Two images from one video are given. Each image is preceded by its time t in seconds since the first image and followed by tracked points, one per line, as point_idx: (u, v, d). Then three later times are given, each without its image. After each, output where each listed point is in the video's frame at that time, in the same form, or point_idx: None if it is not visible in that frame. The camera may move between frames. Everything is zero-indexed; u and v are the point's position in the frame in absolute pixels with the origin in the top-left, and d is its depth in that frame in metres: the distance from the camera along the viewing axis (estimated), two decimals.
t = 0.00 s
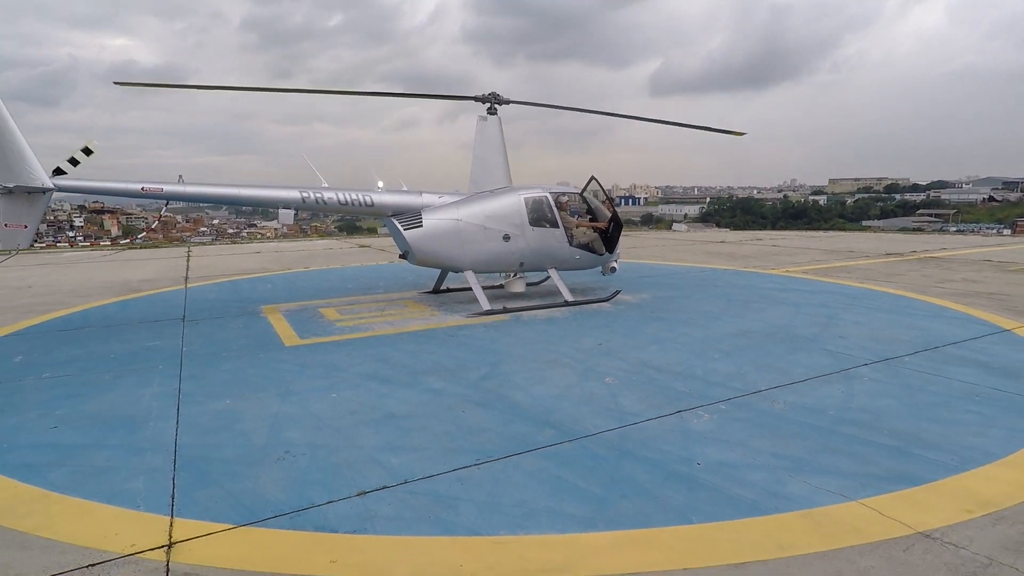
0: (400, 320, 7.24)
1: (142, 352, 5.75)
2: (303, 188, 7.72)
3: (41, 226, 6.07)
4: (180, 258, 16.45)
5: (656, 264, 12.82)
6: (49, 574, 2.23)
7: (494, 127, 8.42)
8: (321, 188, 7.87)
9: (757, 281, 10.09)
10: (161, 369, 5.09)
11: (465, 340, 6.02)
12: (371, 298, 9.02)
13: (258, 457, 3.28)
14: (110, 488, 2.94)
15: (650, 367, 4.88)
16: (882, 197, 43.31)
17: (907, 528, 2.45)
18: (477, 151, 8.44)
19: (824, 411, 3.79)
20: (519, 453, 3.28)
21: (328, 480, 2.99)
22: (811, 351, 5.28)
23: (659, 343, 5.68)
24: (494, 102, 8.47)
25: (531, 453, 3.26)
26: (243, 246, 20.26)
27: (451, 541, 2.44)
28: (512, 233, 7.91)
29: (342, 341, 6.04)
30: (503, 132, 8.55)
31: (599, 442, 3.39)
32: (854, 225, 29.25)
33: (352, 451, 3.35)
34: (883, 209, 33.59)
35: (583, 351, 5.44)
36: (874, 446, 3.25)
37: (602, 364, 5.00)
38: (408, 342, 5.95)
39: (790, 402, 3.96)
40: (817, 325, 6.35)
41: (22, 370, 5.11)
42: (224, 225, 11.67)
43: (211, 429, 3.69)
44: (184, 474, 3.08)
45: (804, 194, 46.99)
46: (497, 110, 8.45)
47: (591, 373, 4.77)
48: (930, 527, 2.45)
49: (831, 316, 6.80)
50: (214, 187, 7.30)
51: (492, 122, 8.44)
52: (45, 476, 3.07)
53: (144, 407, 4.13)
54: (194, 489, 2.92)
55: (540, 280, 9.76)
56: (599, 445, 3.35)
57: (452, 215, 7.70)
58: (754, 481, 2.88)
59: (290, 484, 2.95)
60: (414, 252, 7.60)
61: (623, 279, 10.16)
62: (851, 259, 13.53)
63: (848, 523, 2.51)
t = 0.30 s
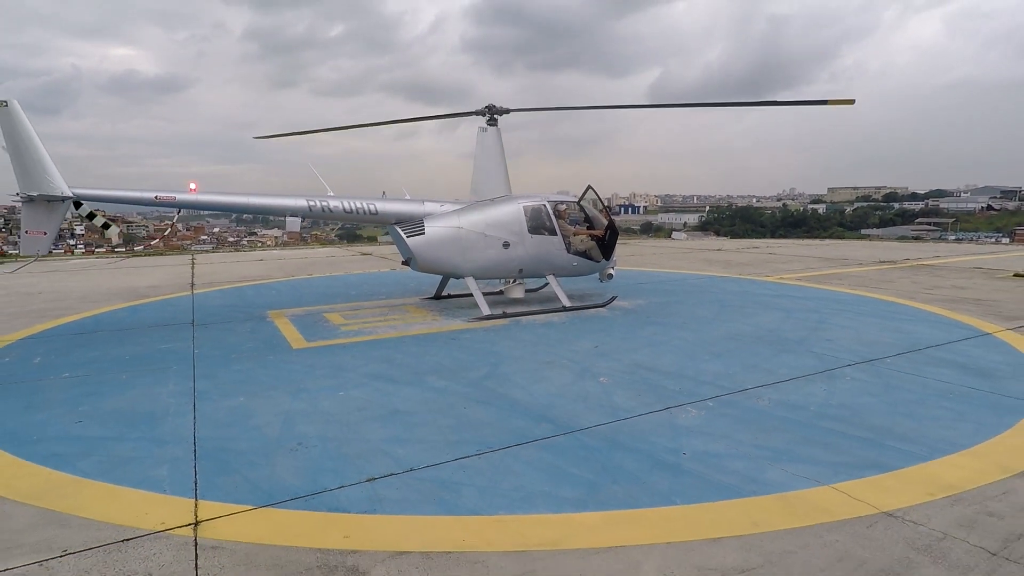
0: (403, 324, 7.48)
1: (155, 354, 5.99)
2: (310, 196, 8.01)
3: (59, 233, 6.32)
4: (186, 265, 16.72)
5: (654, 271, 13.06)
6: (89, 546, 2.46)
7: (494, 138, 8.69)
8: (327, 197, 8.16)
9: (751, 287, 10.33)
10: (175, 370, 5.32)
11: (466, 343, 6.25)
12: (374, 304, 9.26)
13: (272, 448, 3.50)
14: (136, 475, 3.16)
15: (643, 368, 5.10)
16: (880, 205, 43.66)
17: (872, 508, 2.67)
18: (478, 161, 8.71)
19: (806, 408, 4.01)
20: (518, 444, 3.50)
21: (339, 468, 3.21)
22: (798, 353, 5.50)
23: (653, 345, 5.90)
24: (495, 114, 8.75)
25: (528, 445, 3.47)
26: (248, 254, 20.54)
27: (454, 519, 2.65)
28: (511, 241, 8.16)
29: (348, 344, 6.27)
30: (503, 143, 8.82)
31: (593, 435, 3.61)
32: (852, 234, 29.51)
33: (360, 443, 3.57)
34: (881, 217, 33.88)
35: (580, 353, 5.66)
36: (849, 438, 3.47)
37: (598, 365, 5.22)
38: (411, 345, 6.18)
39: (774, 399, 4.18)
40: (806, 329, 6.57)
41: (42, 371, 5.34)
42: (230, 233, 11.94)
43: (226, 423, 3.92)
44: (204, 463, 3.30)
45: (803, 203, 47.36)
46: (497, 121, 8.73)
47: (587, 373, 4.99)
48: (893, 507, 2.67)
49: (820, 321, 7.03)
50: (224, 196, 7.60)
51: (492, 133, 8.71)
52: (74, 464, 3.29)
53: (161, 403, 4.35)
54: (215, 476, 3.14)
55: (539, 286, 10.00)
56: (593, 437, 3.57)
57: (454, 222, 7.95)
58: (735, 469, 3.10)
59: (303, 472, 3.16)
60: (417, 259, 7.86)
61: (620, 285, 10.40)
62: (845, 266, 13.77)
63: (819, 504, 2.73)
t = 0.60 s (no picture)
0: (407, 329, 7.71)
1: (169, 357, 6.22)
2: (317, 206, 8.30)
3: (77, 241, 6.57)
4: (191, 273, 16.98)
5: (652, 279, 13.29)
6: (123, 528, 2.68)
7: (495, 149, 8.95)
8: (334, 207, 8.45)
9: (747, 294, 10.56)
10: (189, 372, 5.55)
11: (468, 347, 6.47)
12: (378, 310, 9.50)
13: (286, 443, 3.73)
14: (161, 467, 3.39)
15: (638, 370, 5.32)
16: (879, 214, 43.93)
17: (844, 496, 2.89)
18: (479, 171, 8.98)
19: (791, 406, 4.23)
20: (517, 440, 3.71)
21: (350, 461, 3.43)
22: (787, 357, 5.71)
23: (648, 350, 6.13)
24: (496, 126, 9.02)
25: (527, 440, 3.70)
26: (252, 262, 20.80)
27: (458, 505, 2.87)
28: (512, 249, 8.40)
29: (354, 348, 6.49)
30: (504, 154, 9.08)
31: (588, 431, 3.83)
32: (850, 242, 29.73)
33: (369, 438, 3.79)
34: (880, 226, 34.14)
35: (578, 357, 5.88)
36: (830, 434, 3.69)
37: (594, 368, 5.44)
38: (415, 349, 6.41)
39: (761, 399, 4.40)
40: (796, 334, 6.79)
41: (62, 373, 5.58)
42: (237, 242, 12.20)
43: (242, 421, 4.14)
44: (223, 456, 3.53)
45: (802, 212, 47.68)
46: (497, 133, 8.98)
47: (583, 375, 5.21)
48: (864, 495, 2.88)
49: (811, 326, 7.25)
50: (235, 206, 7.88)
51: (493, 145, 8.97)
52: (102, 457, 3.52)
53: (179, 402, 4.59)
54: (234, 468, 3.37)
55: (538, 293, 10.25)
56: (588, 433, 3.78)
57: (455, 231, 8.20)
58: (721, 462, 3.31)
59: (316, 464, 3.39)
60: (420, 266, 8.10)
61: (618, 292, 10.63)
62: (840, 274, 14.00)
63: (796, 492, 2.94)
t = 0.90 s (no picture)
0: (412, 334, 7.95)
1: (184, 360, 6.47)
2: (326, 214, 8.57)
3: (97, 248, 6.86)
4: (199, 280, 17.28)
5: (652, 286, 13.52)
6: (155, 510, 2.92)
7: (497, 160, 9.23)
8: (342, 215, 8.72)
9: (745, 301, 10.77)
10: (204, 373, 5.80)
11: (472, 350, 6.70)
12: (383, 316, 9.75)
13: (301, 438, 3.96)
14: (185, 458, 3.63)
15: (635, 372, 5.54)
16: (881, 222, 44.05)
17: (823, 484, 3.11)
18: (482, 181, 9.25)
19: (780, 405, 4.44)
20: (518, 435, 3.94)
21: (362, 454, 3.66)
22: (780, 360, 5.93)
23: (645, 353, 6.35)
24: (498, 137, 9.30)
25: (528, 435, 3.92)
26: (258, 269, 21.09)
27: (464, 492, 3.10)
28: (514, 256, 8.64)
29: (362, 351, 6.73)
30: (506, 164, 9.35)
31: (586, 427, 4.06)
32: (852, 250, 29.89)
33: (379, 433, 4.02)
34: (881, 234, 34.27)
35: (577, 360, 6.10)
36: (814, 430, 3.91)
37: (593, 370, 5.66)
38: (420, 352, 6.64)
39: (752, 398, 4.62)
40: (790, 338, 7.00)
41: (83, 374, 5.83)
42: (245, 250, 12.48)
43: (258, 418, 4.38)
44: (243, 449, 3.76)
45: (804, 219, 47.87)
46: (500, 144, 9.26)
47: (583, 376, 5.44)
48: (842, 483, 3.10)
49: (805, 331, 7.46)
50: (247, 214, 8.17)
51: (496, 155, 9.24)
52: (130, 450, 3.76)
53: (198, 401, 4.83)
54: (253, 459, 3.61)
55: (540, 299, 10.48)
56: (586, 429, 4.01)
57: (459, 239, 8.45)
58: (710, 455, 3.54)
59: (331, 457, 3.62)
60: (425, 273, 8.35)
61: (618, 299, 10.86)
62: (839, 281, 14.20)
63: (779, 481, 3.16)
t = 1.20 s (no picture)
0: (416, 334, 8.18)
1: (197, 357, 6.70)
2: (333, 218, 8.81)
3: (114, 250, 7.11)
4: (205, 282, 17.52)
5: (652, 288, 13.73)
6: (184, 491, 3.14)
7: (500, 164, 9.46)
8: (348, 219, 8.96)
9: (742, 302, 10.97)
10: (218, 370, 6.02)
11: (475, 348, 6.92)
12: (387, 317, 9.98)
13: (315, 428, 4.18)
14: (207, 446, 3.86)
15: (633, 368, 5.76)
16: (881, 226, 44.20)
17: (806, 468, 3.32)
18: (485, 185, 9.48)
19: (770, 398, 4.66)
20: (521, 425, 4.16)
21: (374, 442, 3.88)
22: (772, 357, 6.14)
23: (643, 351, 6.56)
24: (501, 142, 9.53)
25: (530, 425, 4.14)
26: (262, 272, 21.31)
27: (470, 475, 3.32)
28: (515, 258, 8.88)
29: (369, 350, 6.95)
30: (508, 168, 9.59)
31: (585, 418, 4.27)
32: (852, 254, 30.04)
33: (388, 424, 4.24)
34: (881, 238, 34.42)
35: (577, 358, 6.32)
36: (801, 421, 4.12)
37: (592, 367, 5.87)
38: (425, 350, 6.87)
39: (744, 392, 4.83)
40: (784, 338, 7.21)
41: (101, 370, 6.07)
42: (252, 253, 12.74)
43: (273, 410, 4.60)
44: (261, 438, 3.98)
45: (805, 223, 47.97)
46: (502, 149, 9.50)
47: (582, 372, 5.66)
48: (823, 467, 3.32)
49: (799, 331, 7.67)
50: (257, 218, 8.41)
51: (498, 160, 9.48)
52: (154, 438, 3.99)
53: (214, 395, 5.06)
54: (271, 447, 3.83)
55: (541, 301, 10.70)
56: (585, 420, 4.23)
57: (462, 242, 8.69)
58: (701, 443, 3.76)
59: (344, 444, 3.84)
60: (429, 275, 8.58)
61: (618, 300, 11.07)
62: (836, 284, 14.39)
63: (765, 465, 3.38)
